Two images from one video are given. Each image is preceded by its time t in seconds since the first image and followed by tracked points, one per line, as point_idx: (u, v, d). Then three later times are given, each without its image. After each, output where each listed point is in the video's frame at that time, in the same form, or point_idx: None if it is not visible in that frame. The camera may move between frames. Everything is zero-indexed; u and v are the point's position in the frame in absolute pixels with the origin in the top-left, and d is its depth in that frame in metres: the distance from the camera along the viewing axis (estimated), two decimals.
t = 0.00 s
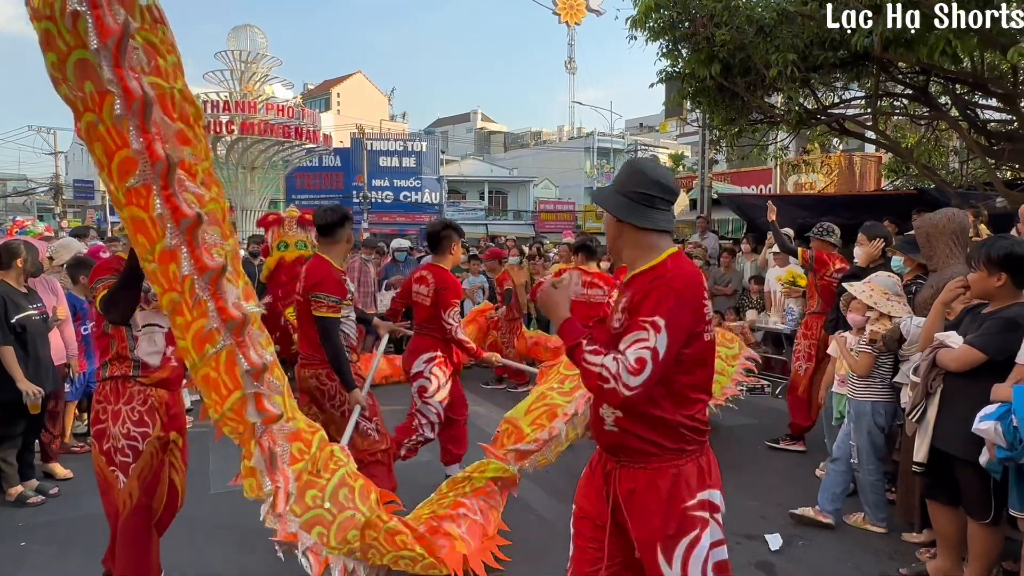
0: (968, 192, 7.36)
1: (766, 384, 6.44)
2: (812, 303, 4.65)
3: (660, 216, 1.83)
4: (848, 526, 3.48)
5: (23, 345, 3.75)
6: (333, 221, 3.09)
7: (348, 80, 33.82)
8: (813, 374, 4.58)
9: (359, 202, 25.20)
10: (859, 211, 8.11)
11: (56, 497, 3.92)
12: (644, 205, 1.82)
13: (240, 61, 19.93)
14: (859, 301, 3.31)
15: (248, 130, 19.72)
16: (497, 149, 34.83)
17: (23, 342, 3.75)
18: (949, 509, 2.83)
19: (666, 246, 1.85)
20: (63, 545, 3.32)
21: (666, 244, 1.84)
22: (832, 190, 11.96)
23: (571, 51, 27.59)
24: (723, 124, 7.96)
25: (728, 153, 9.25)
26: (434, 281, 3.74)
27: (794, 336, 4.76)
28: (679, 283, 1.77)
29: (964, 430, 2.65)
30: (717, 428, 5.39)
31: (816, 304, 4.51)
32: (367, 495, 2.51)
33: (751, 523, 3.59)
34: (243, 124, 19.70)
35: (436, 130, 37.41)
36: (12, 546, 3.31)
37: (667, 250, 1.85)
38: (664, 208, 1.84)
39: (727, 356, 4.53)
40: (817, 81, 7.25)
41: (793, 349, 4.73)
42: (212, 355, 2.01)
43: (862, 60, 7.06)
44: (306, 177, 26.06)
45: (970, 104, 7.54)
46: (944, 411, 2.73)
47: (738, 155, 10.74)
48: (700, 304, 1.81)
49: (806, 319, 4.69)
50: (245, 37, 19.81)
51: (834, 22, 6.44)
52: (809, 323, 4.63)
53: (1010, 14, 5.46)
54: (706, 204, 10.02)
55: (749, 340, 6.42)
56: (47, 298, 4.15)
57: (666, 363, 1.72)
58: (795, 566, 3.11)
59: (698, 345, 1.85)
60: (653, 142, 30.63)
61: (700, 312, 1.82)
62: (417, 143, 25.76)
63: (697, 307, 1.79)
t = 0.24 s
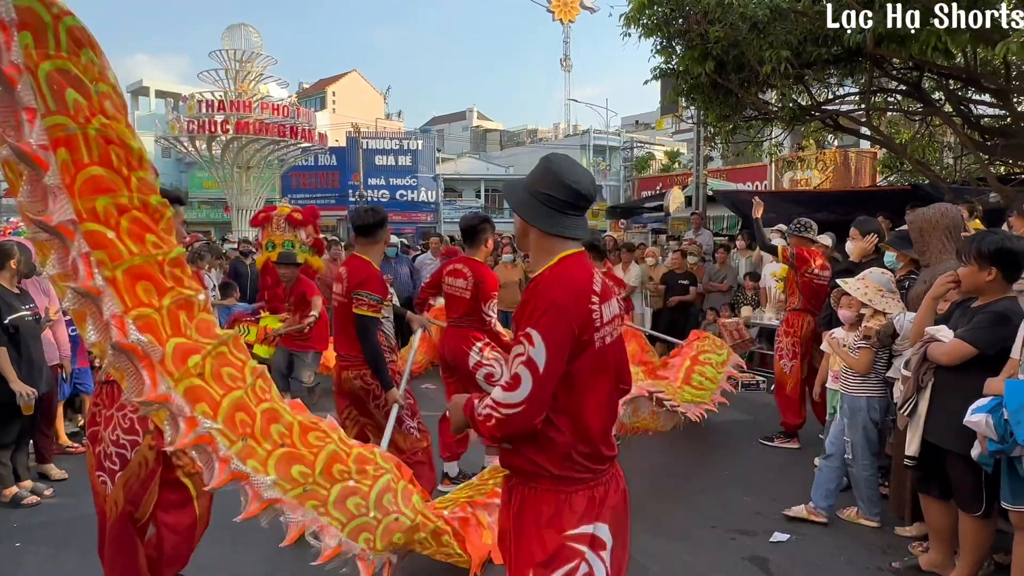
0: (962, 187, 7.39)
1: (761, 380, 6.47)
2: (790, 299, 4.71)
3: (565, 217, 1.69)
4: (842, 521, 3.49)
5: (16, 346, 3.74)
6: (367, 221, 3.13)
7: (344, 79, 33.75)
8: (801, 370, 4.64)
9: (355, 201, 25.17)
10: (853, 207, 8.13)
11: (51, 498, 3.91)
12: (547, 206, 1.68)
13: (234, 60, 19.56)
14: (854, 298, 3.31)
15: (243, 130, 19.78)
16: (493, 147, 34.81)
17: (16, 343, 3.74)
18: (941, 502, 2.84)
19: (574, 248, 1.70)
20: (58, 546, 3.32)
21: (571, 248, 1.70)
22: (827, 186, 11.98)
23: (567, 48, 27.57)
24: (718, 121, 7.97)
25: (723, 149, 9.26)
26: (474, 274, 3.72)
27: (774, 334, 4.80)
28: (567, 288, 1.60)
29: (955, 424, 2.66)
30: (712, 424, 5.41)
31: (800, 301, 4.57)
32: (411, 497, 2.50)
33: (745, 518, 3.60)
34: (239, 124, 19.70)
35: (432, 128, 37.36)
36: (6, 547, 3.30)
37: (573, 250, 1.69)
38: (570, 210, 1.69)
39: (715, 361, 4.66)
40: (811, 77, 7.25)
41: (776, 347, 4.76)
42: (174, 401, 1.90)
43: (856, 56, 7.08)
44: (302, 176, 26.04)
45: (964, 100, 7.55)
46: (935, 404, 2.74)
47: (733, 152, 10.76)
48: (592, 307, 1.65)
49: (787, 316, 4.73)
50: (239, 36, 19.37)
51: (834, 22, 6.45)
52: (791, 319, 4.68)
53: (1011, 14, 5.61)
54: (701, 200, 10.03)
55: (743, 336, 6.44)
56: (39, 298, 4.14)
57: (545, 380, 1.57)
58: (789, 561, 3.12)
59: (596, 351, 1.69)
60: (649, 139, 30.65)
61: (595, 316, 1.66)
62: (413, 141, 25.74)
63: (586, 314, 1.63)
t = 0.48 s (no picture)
0: (960, 184, 7.39)
1: (759, 377, 6.47)
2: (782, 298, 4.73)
3: (491, 210, 1.62)
4: (840, 518, 3.50)
5: (14, 347, 3.74)
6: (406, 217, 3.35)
7: (342, 79, 33.72)
8: (796, 368, 4.67)
9: (354, 201, 25.16)
10: (851, 204, 8.12)
11: (50, 499, 3.92)
12: (468, 195, 1.60)
13: (234, 60, 19.93)
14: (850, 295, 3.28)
15: (242, 130, 19.82)
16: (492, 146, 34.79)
17: (14, 345, 3.74)
18: (938, 499, 2.84)
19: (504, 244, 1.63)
20: (57, 546, 3.32)
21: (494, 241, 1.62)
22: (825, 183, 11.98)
23: (565, 47, 27.54)
24: (715, 119, 7.98)
25: (721, 147, 9.27)
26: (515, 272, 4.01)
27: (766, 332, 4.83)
28: (498, 288, 1.55)
29: (951, 420, 2.66)
30: (710, 422, 5.41)
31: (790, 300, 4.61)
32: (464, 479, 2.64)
33: (743, 516, 3.61)
34: (237, 124, 19.73)
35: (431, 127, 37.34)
36: (6, 548, 3.31)
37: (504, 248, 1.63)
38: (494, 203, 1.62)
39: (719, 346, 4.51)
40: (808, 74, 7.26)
41: (769, 345, 4.77)
42: (204, 414, 2.04)
43: (853, 53, 7.08)
44: (301, 176, 26.02)
45: (962, 96, 7.56)
46: (932, 401, 2.75)
47: (731, 149, 10.76)
48: (525, 311, 1.59)
49: (779, 316, 4.77)
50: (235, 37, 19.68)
51: (834, 22, 6.44)
52: (783, 317, 4.72)
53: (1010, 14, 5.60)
54: (699, 198, 10.03)
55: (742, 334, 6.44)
56: (36, 300, 4.15)
57: (490, 389, 1.52)
58: (786, 558, 3.13)
59: (526, 358, 1.62)
60: (648, 137, 30.64)
61: (527, 321, 1.60)
62: (412, 140, 25.72)
63: (518, 315, 1.57)
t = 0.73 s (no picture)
0: (962, 181, 7.38)
1: (761, 375, 6.47)
2: (780, 296, 4.73)
3: (399, 219, 1.56)
4: (843, 516, 3.49)
5: (16, 349, 3.74)
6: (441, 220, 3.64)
7: (342, 79, 33.79)
8: (798, 366, 4.66)
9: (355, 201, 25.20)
10: (852, 202, 8.12)
11: (54, 501, 3.92)
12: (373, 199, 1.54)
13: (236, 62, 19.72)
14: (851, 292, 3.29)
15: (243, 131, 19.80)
16: (493, 145, 34.80)
17: (16, 347, 3.75)
18: (942, 496, 2.84)
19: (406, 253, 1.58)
20: (60, 548, 3.32)
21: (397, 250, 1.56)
22: (827, 181, 11.99)
23: (566, 46, 27.51)
24: (716, 117, 7.97)
25: (723, 145, 9.27)
26: (554, 273, 4.20)
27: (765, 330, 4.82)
28: (374, 307, 1.45)
29: (955, 418, 2.66)
30: (712, 420, 5.40)
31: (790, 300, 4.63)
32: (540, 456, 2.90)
33: (746, 514, 3.61)
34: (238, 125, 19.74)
35: (431, 127, 37.38)
36: (10, 549, 3.31)
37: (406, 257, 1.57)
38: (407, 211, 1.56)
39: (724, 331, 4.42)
40: (809, 72, 7.26)
41: (770, 345, 4.75)
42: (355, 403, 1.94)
43: (854, 51, 7.07)
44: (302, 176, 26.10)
45: (963, 93, 7.55)
46: (935, 399, 2.74)
47: (732, 147, 10.75)
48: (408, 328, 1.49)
49: (778, 314, 4.76)
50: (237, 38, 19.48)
51: (834, 22, 6.44)
52: (783, 315, 4.71)
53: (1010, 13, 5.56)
54: (700, 196, 10.01)
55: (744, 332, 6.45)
56: (38, 302, 4.16)
57: (375, 418, 1.43)
58: (790, 557, 3.13)
59: (412, 376, 1.53)
60: (649, 136, 30.62)
61: (411, 338, 1.50)
62: (413, 140, 25.76)
63: (399, 332, 1.47)
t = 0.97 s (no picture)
0: (967, 178, 7.35)
1: (767, 374, 6.45)
2: (784, 296, 4.70)
3: (292, 218, 1.57)
4: (851, 515, 3.48)
5: (21, 351, 3.76)
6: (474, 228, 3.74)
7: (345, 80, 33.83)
8: (803, 365, 4.66)
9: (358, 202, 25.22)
10: (857, 200, 8.09)
11: (62, 502, 3.93)
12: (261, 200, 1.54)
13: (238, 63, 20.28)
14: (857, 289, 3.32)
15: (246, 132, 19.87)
16: (496, 145, 34.80)
17: (22, 349, 3.76)
18: (950, 495, 2.82)
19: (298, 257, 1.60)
20: (68, 550, 3.34)
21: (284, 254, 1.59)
22: (831, 179, 11.96)
23: (568, 46, 27.48)
24: (720, 116, 7.96)
25: (727, 144, 9.25)
26: (586, 277, 4.23)
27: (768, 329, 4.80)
28: (249, 325, 1.43)
29: (963, 416, 2.65)
30: (718, 419, 5.39)
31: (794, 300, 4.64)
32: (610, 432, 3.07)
33: (753, 513, 3.60)
34: (241, 126, 19.80)
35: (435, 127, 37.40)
36: (18, 551, 3.33)
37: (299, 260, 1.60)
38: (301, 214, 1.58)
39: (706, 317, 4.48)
40: (813, 70, 7.24)
41: (775, 343, 4.73)
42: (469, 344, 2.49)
43: (858, 48, 7.04)
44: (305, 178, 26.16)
45: (968, 90, 7.52)
46: (943, 398, 2.73)
47: (736, 146, 10.72)
48: (287, 343, 1.48)
49: (780, 312, 4.74)
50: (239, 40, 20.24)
51: (834, 21, 6.45)
52: (785, 313, 4.70)
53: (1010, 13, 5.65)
54: (704, 195, 9.98)
55: (750, 331, 6.44)
56: (43, 304, 4.17)
57: (237, 426, 1.44)
58: (798, 556, 3.12)
59: (299, 390, 1.52)
60: (652, 135, 30.57)
61: (291, 352, 1.49)
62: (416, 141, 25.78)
63: (276, 343, 1.46)
